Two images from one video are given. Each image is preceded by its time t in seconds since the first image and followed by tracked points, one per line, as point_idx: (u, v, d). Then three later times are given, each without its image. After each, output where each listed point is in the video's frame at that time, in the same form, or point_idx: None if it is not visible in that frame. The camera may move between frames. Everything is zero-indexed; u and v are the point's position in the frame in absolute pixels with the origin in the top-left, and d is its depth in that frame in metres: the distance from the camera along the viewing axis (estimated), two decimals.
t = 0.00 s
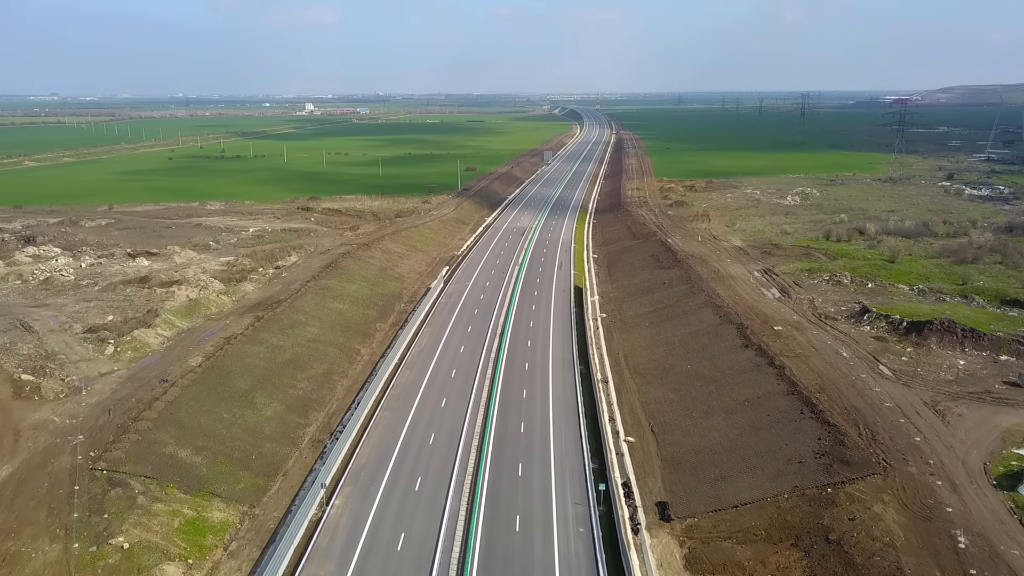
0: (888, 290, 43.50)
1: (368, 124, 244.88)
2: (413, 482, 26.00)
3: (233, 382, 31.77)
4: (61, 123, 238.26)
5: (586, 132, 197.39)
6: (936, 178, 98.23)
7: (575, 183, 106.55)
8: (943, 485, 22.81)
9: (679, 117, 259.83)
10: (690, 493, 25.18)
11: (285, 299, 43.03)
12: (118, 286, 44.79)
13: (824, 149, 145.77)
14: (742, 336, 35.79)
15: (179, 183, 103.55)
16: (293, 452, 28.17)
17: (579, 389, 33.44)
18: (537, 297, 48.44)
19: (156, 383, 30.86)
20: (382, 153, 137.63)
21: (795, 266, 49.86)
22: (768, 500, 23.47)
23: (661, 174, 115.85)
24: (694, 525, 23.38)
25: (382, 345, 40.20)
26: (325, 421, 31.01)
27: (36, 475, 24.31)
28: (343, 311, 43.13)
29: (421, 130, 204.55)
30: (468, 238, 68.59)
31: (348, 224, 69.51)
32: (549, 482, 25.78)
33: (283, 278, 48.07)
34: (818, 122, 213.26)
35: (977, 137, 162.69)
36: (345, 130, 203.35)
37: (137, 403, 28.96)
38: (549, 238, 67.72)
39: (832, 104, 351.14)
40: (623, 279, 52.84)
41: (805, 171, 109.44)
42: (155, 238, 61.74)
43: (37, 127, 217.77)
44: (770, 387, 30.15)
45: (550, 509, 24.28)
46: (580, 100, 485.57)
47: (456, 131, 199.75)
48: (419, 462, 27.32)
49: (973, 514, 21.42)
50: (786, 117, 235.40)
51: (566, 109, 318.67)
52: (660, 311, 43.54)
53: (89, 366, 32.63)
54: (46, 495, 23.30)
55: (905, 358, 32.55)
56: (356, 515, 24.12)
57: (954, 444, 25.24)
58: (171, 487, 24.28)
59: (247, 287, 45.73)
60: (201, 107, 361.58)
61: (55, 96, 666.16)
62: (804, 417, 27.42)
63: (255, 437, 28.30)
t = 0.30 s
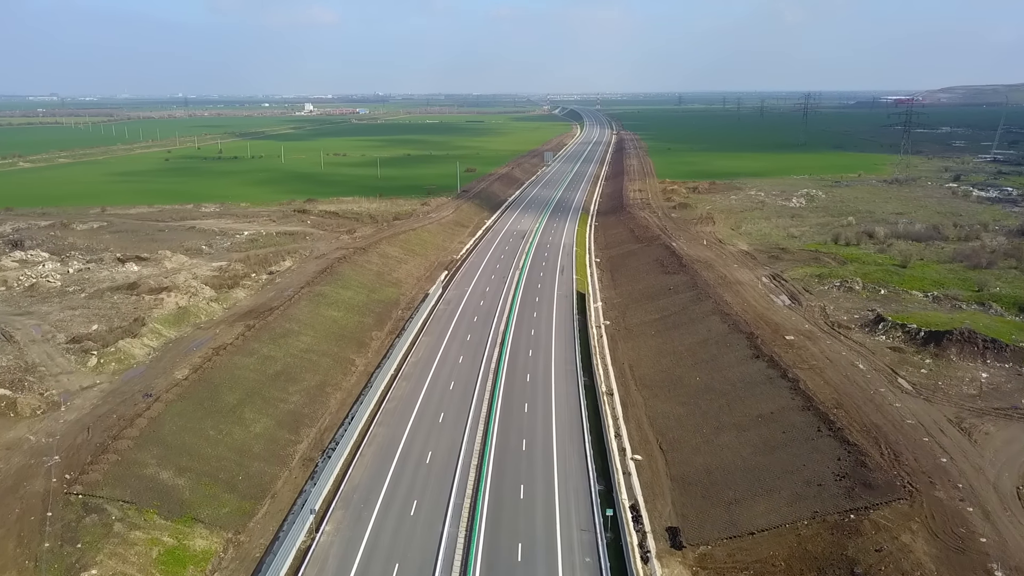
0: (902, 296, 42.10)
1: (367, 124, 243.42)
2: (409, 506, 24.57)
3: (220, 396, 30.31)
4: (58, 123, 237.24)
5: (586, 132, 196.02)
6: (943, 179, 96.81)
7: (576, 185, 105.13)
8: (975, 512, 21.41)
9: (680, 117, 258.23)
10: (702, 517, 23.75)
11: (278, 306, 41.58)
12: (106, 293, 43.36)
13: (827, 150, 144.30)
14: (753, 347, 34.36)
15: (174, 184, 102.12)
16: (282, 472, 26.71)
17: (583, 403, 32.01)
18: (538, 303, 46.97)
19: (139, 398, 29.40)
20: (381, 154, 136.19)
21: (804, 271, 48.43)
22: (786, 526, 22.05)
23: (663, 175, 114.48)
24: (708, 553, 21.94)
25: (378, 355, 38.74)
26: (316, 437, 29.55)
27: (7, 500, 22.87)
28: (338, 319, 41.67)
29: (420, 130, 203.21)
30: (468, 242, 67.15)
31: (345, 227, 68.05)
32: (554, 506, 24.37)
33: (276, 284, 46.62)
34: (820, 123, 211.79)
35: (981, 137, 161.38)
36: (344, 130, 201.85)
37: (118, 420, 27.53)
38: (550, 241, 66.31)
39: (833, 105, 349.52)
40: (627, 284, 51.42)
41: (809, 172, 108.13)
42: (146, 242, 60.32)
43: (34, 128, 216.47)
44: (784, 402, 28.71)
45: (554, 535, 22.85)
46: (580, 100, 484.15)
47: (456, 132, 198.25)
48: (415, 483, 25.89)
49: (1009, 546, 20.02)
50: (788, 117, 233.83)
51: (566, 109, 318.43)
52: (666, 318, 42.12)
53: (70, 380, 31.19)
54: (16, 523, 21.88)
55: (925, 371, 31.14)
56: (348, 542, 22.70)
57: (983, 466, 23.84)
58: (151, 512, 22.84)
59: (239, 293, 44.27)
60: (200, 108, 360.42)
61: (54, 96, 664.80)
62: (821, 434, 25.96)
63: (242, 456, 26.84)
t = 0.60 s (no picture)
0: (916, 303, 40.67)
1: (366, 124, 241.91)
2: (404, 532, 23.14)
3: (207, 411, 28.87)
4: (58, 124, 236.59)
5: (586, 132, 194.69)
6: (949, 180, 95.42)
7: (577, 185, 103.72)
8: (1010, 543, 19.98)
9: (681, 117, 256.78)
10: (715, 545, 22.29)
11: (270, 313, 40.11)
12: (92, 300, 41.88)
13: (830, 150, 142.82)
14: (764, 358, 32.91)
15: (169, 185, 100.56)
16: (270, 494, 25.23)
17: (588, 418, 30.57)
18: (540, 310, 45.48)
19: (121, 414, 27.93)
20: (379, 154, 134.75)
21: (813, 277, 47.02)
22: (807, 555, 20.62)
23: (665, 176, 113.11)
24: None
25: (373, 365, 37.24)
26: (307, 456, 28.08)
27: None
28: (332, 327, 40.20)
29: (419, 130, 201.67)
30: (467, 244, 65.71)
31: (341, 230, 66.57)
32: (557, 533, 22.95)
33: (269, 290, 45.15)
34: (822, 123, 210.35)
35: (985, 138, 160.10)
36: (343, 130, 200.24)
37: (97, 438, 26.07)
38: (551, 243, 64.88)
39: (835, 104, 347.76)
40: (630, 289, 49.99)
41: (813, 173, 106.81)
42: (137, 246, 58.83)
43: (32, 128, 215.43)
44: (800, 418, 27.25)
45: (558, 565, 21.44)
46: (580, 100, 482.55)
47: (455, 132, 196.67)
48: (410, 507, 24.45)
49: None
50: (789, 117, 232.38)
51: (565, 109, 317.13)
52: (672, 326, 40.68)
53: (49, 394, 29.72)
54: None
55: (946, 385, 29.73)
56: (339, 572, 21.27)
57: (1015, 491, 22.44)
58: (127, 540, 21.40)
59: (230, 300, 42.78)
60: (200, 110, 359.42)
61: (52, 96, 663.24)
62: (840, 453, 24.54)
63: (228, 476, 25.36)
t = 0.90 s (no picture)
0: (932, 310, 39.23)
1: (365, 124, 240.41)
2: (398, 562, 21.71)
3: (192, 428, 27.44)
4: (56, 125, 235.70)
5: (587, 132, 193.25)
6: (956, 181, 93.99)
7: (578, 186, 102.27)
8: None
9: (682, 117, 255.07)
10: None
11: (261, 322, 38.66)
12: (78, 307, 40.44)
13: (833, 150, 141.28)
14: (776, 370, 31.44)
15: (164, 186, 99.13)
16: (256, 519, 23.78)
17: (592, 435, 29.12)
18: (541, 316, 44.03)
19: (100, 432, 26.49)
20: (378, 155, 133.25)
21: (823, 282, 45.59)
22: None
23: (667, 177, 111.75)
24: None
25: (367, 376, 35.76)
26: (297, 476, 26.62)
27: None
28: (326, 336, 38.73)
29: (419, 130, 200.17)
30: (466, 248, 64.25)
31: (338, 233, 65.13)
32: (560, 563, 21.53)
33: (262, 297, 43.69)
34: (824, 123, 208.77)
35: (989, 138, 158.70)
36: (342, 130, 198.75)
37: (73, 459, 24.64)
38: (552, 247, 63.41)
39: (837, 105, 346.09)
40: (634, 294, 48.55)
41: (817, 174, 105.47)
42: (128, 250, 57.38)
43: (29, 129, 214.52)
44: (816, 437, 25.80)
45: None
46: (580, 100, 480.54)
47: (455, 132, 195.10)
48: (405, 534, 22.99)
49: None
50: (792, 117, 230.63)
51: (566, 109, 316.35)
52: (678, 334, 39.25)
53: (25, 409, 28.27)
54: None
55: (968, 399, 28.30)
56: None
57: None
58: (100, 573, 19.98)
59: (221, 307, 41.32)
60: (200, 110, 358.63)
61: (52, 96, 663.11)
62: (862, 475, 23.10)
63: (211, 499, 23.91)
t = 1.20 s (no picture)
0: (948, 318, 37.84)
1: (364, 124, 238.93)
2: None
3: (175, 446, 25.99)
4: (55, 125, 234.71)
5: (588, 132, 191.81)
6: (963, 182, 92.52)
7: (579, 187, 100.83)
8: None
9: (683, 117, 253.52)
10: None
11: (252, 331, 37.23)
12: (62, 315, 39.01)
13: (836, 151, 139.83)
14: (789, 384, 30.03)
15: (159, 187, 97.69)
16: (240, 547, 22.33)
17: (596, 453, 27.68)
18: (542, 324, 42.58)
19: (76, 452, 25.04)
20: (376, 155, 131.67)
21: (833, 288, 44.17)
22: None
23: (669, 177, 110.42)
24: None
25: (362, 389, 34.30)
26: (284, 498, 25.15)
27: None
28: (319, 345, 37.31)
29: (418, 130, 198.68)
30: (465, 251, 62.82)
31: (333, 236, 63.67)
32: None
33: (253, 304, 42.26)
34: (826, 123, 207.39)
35: (993, 138, 157.26)
36: (340, 130, 197.25)
37: (46, 482, 23.20)
38: (553, 250, 61.99)
39: (838, 104, 344.30)
40: (639, 300, 47.13)
41: (821, 174, 104.15)
42: (118, 254, 55.93)
43: (26, 129, 213.05)
44: (835, 456, 24.39)
45: None
46: (580, 100, 478.67)
47: (455, 132, 193.55)
48: (399, 564, 21.56)
49: None
50: (793, 117, 229.25)
51: (566, 109, 315.06)
52: (685, 343, 37.83)
53: None
54: None
55: (993, 416, 26.89)
56: None
57: None
58: None
59: (210, 314, 39.84)
60: (199, 111, 357.41)
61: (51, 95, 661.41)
62: (886, 500, 21.67)
63: (193, 526, 22.48)
